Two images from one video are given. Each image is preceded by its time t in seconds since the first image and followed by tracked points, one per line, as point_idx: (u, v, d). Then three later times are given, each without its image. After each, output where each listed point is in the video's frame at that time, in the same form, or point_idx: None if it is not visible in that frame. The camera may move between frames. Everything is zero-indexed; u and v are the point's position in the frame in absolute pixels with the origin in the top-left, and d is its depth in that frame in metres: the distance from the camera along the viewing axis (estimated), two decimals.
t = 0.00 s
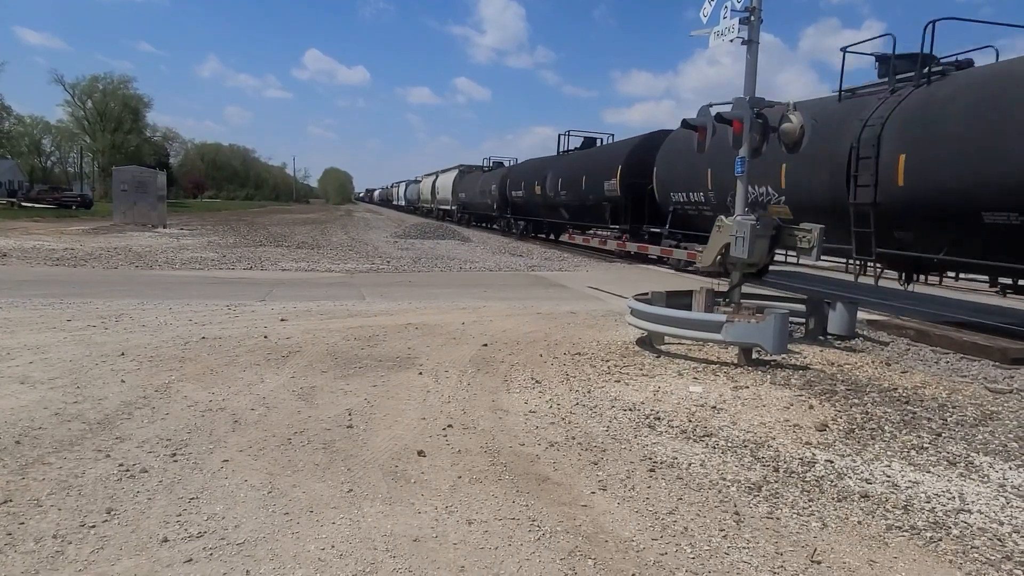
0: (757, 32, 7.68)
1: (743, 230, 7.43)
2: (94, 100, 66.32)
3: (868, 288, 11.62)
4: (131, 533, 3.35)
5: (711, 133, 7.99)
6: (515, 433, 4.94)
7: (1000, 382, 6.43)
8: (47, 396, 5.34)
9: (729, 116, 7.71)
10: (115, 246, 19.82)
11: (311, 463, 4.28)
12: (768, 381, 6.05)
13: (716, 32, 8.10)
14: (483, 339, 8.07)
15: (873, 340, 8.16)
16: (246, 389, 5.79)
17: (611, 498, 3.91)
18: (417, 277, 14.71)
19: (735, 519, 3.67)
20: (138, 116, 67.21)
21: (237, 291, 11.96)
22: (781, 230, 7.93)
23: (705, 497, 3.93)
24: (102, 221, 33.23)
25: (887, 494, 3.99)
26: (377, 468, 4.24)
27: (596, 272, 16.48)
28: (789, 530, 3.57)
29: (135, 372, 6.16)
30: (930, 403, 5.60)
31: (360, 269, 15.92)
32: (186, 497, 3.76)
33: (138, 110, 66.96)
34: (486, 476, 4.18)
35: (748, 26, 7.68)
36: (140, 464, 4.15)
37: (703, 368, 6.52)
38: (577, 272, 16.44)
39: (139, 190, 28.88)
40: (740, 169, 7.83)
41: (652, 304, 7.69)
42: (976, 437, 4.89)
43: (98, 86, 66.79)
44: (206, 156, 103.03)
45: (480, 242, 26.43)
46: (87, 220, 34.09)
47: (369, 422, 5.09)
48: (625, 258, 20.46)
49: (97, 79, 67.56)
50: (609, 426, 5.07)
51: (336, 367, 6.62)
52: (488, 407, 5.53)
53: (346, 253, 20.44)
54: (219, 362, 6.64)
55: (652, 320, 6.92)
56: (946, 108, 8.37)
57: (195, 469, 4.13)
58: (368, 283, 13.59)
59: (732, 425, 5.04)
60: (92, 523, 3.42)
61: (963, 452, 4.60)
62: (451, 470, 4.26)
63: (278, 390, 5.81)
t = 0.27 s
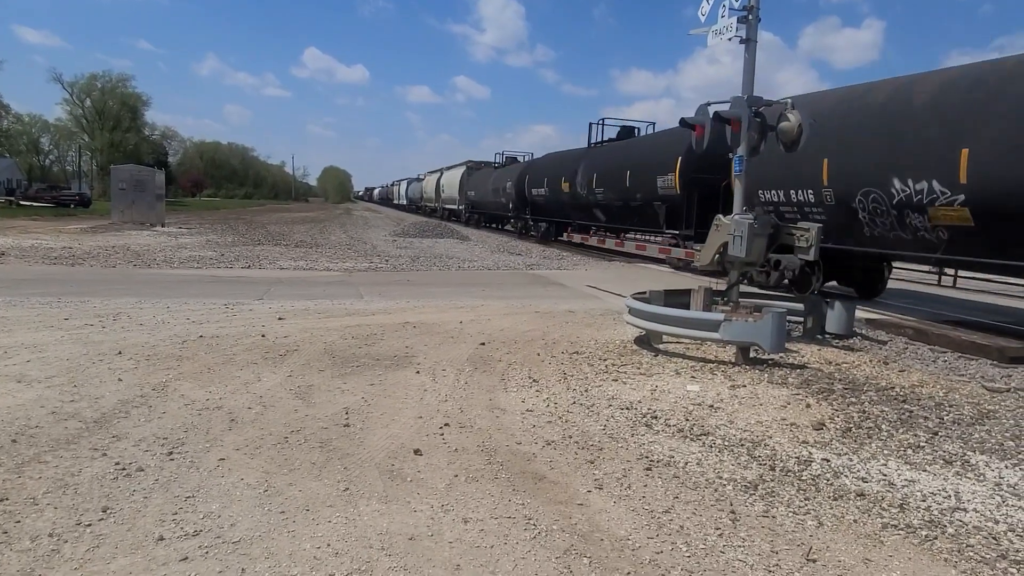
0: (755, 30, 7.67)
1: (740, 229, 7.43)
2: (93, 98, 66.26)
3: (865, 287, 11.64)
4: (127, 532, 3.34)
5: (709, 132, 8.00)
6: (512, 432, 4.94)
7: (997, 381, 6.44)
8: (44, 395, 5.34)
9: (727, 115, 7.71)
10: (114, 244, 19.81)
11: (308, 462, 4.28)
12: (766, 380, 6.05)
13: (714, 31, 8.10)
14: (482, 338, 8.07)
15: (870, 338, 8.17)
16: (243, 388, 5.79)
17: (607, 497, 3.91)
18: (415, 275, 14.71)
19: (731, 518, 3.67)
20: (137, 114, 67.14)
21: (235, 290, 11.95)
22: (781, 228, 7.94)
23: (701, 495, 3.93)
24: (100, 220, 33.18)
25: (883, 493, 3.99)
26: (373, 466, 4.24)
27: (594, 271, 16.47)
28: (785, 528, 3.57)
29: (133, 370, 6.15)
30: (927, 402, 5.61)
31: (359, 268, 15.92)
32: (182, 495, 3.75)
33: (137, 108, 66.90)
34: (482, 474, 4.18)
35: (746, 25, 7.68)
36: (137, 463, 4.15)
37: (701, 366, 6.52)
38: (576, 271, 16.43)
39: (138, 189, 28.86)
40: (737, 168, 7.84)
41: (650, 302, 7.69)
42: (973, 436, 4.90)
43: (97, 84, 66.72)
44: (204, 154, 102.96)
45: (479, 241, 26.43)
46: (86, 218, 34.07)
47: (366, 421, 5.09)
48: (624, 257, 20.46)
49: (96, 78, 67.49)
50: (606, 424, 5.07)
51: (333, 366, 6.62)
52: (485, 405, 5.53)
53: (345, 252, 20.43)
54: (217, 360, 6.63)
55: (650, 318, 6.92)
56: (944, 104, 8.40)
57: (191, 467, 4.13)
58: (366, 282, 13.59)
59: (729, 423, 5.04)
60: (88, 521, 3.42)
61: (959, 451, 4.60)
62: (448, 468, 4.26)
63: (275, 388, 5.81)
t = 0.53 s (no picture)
0: (759, 29, 7.66)
1: (744, 228, 7.42)
2: (98, 98, 66.49)
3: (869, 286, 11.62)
4: (133, 529, 3.37)
5: (712, 131, 7.99)
6: (516, 430, 4.95)
7: (1003, 380, 6.43)
8: (51, 394, 5.37)
9: (731, 114, 7.70)
10: (120, 244, 19.89)
11: (313, 460, 4.30)
12: (770, 379, 6.05)
13: (718, 30, 8.09)
14: (486, 337, 8.08)
15: (875, 337, 8.16)
16: (249, 387, 5.81)
17: (611, 495, 3.92)
18: (420, 274, 14.74)
19: (734, 516, 3.67)
20: (143, 114, 67.35)
21: (240, 289, 11.99)
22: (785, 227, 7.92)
23: (705, 494, 3.94)
24: (106, 220, 33.31)
25: (887, 491, 3.99)
26: (377, 465, 4.26)
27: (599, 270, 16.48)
28: (789, 527, 3.58)
29: (139, 369, 6.19)
30: (931, 401, 5.60)
31: (363, 267, 15.96)
32: (188, 493, 3.78)
33: (143, 108, 67.13)
34: (486, 473, 4.19)
35: (750, 23, 7.66)
36: (143, 461, 4.17)
37: (704, 365, 6.52)
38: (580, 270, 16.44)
39: (143, 188, 28.95)
40: (741, 167, 7.83)
41: (654, 301, 7.69)
42: (978, 434, 4.88)
43: (103, 84, 66.97)
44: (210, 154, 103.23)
45: (483, 240, 26.44)
46: (92, 218, 34.20)
47: (371, 419, 5.11)
48: (628, 255, 20.45)
49: (102, 78, 67.73)
50: (610, 423, 5.07)
51: (338, 364, 6.63)
52: (489, 404, 5.54)
53: (349, 251, 20.47)
54: (223, 359, 6.66)
55: (654, 317, 6.93)
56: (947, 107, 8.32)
57: (197, 465, 4.15)
58: (371, 281, 13.62)
59: (732, 422, 5.04)
60: (95, 519, 3.44)
61: (964, 450, 4.60)
62: (453, 467, 4.28)
63: (280, 387, 5.83)
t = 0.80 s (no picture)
0: (775, 26, 7.61)
1: (759, 226, 7.38)
2: (117, 99, 67.24)
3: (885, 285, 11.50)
4: (153, 525, 3.42)
5: (727, 129, 7.95)
6: (530, 429, 4.96)
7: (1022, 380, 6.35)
8: (71, 391, 5.45)
9: (746, 112, 7.66)
10: (138, 243, 20.11)
11: (329, 457, 4.34)
12: (785, 378, 6.02)
13: (733, 27, 8.04)
14: (500, 336, 8.10)
15: (891, 336, 8.08)
16: (266, 385, 5.86)
17: (625, 494, 3.92)
18: (434, 273, 14.78)
19: (750, 516, 3.66)
20: (161, 114, 68.05)
21: (256, 287, 12.09)
22: (801, 225, 7.87)
23: (719, 493, 3.93)
24: (125, 219, 33.72)
25: (904, 492, 3.96)
26: (392, 463, 4.28)
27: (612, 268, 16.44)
28: (804, 527, 3.56)
29: (157, 367, 6.27)
30: (949, 401, 5.54)
31: (378, 266, 16.03)
32: (206, 490, 3.83)
33: (161, 108, 67.81)
34: (501, 471, 4.21)
35: (766, 21, 7.61)
36: (162, 458, 4.23)
37: (719, 364, 6.50)
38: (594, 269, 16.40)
39: (161, 187, 29.26)
40: (756, 165, 7.79)
41: (668, 300, 7.67)
42: (997, 435, 4.83)
43: (121, 85, 67.74)
44: (226, 153, 104.08)
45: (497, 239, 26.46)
46: (111, 217, 34.63)
47: (386, 417, 5.14)
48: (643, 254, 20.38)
49: (121, 78, 68.51)
50: (624, 422, 5.07)
51: (353, 363, 6.67)
52: (503, 402, 5.56)
53: (364, 250, 20.57)
54: (239, 357, 6.72)
55: (668, 316, 6.90)
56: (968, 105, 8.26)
57: (215, 462, 4.20)
58: (385, 279, 13.68)
59: (747, 421, 5.02)
60: (115, 515, 3.50)
61: (983, 451, 4.55)
62: (467, 465, 4.30)
63: (296, 385, 5.87)
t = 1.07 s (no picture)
0: (789, 22, 7.55)
1: (773, 224, 7.33)
2: (133, 102, 67.91)
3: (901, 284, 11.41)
4: (170, 524, 3.45)
5: (741, 127, 7.90)
6: (544, 428, 4.96)
7: None
8: (89, 391, 5.51)
9: (759, 110, 7.60)
10: (155, 244, 20.32)
11: (343, 457, 4.36)
12: (800, 377, 5.98)
13: (746, 24, 7.99)
14: (513, 335, 8.11)
15: (908, 334, 8.01)
16: (281, 385, 5.90)
17: (640, 494, 3.91)
18: (447, 273, 14.81)
19: (765, 516, 3.64)
20: (176, 116, 68.65)
21: (271, 288, 12.18)
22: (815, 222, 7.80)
23: (735, 493, 3.91)
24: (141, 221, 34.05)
25: (922, 492, 3.92)
26: (407, 462, 4.30)
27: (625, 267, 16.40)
28: (821, 527, 3.54)
29: (174, 367, 6.33)
30: (967, 399, 5.47)
31: (391, 266, 16.09)
32: (223, 489, 3.86)
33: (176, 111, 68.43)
34: (515, 470, 4.21)
35: (779, 17, 7.56)
36: (178, 457, 4.27)
37: (733, 363, 6.46)
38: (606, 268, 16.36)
39: (176, 189, 29.53)
40: (770, 163, 7.73)
41: (682, 299, 7.64)
42: (1017, 434, 4.77)
43: (137, 88, 68.42)
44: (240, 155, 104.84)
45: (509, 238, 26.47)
46: (128, 219, 35.00)
47: (400, 417, 5.16)
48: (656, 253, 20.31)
49: (136, 81, 69.18)
50: (638, 421, 5.06)
51: (367, 362, 6.70)
52: (517, 402, 5.56)
53: (377, 250, 20.65)
54: (255, 357, 6.77)
55: (681, 315, 6.88)
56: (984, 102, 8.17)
57: (231, 461, 4.24)
58: (399, 279, 13.73)
59: (762, 421, 4.99)
60: (133, 514, 3.53)
61: (1002, 450, 4.49)
62: (481, 464, 4.30)
63: (311, 385, 5.90)
